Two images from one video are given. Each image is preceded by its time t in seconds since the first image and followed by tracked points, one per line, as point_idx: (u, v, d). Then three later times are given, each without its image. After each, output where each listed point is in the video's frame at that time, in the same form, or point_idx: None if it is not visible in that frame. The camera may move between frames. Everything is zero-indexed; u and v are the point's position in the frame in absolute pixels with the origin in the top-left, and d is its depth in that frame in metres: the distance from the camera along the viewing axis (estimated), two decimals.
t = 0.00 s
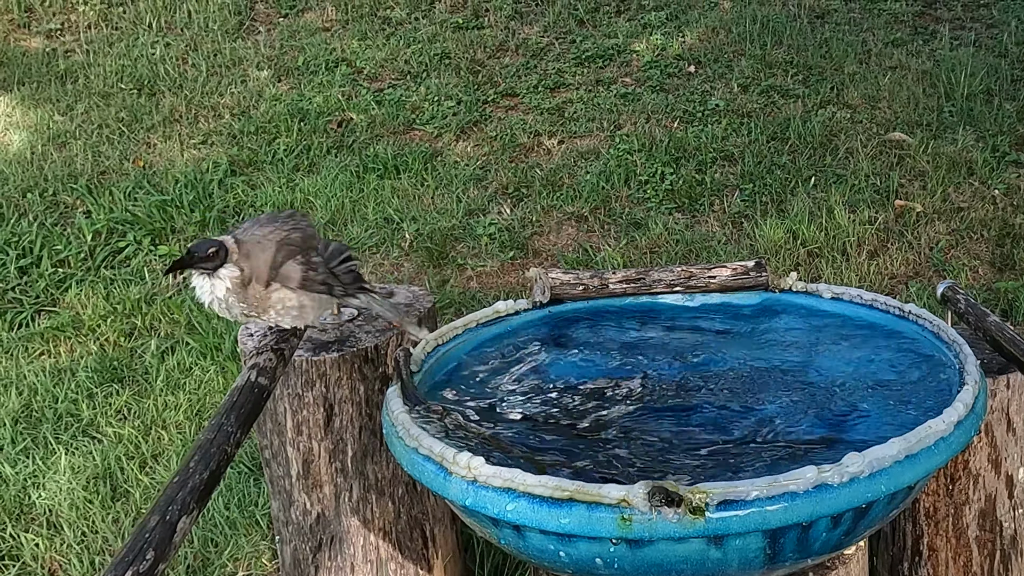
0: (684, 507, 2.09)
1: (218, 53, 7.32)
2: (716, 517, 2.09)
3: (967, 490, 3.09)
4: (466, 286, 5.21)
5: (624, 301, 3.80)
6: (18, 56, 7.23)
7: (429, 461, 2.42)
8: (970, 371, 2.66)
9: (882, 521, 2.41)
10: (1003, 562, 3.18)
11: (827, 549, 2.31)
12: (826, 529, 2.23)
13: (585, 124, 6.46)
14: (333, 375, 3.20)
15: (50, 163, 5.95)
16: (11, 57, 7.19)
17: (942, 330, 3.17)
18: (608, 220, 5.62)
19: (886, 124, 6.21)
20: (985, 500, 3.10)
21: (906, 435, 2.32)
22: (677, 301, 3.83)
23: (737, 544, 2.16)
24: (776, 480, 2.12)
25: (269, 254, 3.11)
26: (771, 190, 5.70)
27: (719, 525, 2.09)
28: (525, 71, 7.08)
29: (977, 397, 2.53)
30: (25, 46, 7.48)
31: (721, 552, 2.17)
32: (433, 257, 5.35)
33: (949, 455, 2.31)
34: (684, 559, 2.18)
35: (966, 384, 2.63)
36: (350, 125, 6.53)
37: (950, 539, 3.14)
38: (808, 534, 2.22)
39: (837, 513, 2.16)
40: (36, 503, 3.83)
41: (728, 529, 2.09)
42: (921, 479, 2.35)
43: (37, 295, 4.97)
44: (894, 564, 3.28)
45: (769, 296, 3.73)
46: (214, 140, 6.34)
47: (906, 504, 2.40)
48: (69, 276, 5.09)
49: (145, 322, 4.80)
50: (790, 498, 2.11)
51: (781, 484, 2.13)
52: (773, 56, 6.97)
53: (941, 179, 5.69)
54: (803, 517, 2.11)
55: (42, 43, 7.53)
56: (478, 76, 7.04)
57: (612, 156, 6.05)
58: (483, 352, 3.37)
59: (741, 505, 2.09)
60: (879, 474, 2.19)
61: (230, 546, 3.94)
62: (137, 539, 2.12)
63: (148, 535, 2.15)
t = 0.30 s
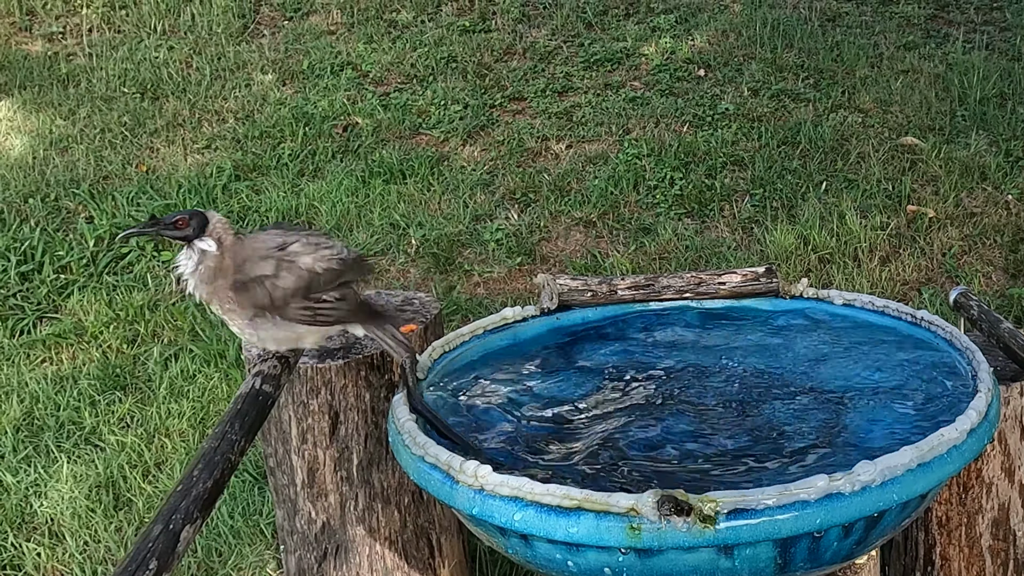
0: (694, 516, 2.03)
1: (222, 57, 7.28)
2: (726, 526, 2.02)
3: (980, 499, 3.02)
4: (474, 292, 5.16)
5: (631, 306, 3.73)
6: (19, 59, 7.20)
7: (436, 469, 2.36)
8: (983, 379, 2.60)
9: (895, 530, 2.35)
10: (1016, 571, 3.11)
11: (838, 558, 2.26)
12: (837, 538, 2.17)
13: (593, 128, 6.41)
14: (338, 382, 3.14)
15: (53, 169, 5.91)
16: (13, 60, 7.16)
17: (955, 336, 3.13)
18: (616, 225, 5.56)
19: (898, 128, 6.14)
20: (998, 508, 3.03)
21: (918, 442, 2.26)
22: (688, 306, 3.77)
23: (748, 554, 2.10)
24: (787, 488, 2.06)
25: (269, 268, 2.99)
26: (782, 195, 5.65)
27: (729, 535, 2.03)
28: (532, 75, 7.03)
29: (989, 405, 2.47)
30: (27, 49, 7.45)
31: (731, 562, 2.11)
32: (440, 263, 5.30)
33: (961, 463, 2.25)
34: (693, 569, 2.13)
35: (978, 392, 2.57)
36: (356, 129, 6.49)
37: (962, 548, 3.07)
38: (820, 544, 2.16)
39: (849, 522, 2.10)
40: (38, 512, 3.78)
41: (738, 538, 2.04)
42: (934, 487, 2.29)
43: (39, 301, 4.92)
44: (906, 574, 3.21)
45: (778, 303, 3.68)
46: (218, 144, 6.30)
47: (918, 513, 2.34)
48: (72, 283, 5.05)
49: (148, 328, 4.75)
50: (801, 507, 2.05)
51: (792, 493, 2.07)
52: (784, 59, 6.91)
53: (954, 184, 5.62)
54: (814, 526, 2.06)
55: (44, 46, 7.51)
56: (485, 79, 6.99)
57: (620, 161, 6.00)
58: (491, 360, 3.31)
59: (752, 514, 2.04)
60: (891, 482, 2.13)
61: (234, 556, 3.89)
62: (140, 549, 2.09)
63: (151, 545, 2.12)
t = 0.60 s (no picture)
0: (703, 525, 1.99)
1: (226, 60, 7.25)
2: (736, 535, 1.98)
3: (993, 507, 2.95)
4: (481, 299, 5.11)
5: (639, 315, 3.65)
6: (20, 62, 7.17)
7: (442, 478, 2.31)
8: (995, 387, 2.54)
9: (907, 539, 2.30)
10: None
11: (850, 568, 2.21)
12: (849, 547, 2.12)
13: (601, 133, 6.36)
14: (343, 390, 3.09)
15: (54, 174, 5.88)
16: (14, 64, 7.13)
17: (967, 343, 3.04)
18: (625, 231, 5.51)
19: (910, 132, 6.08)
20: (1012, 517, 2.97)
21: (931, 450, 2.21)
22: (696, 313, 3.66)
23: (758, 563, 2.05)
24: (798, 496, 2.01)
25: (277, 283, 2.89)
26: (792, 200, 5.58)
27: (740, 544, 1.99)
28: (540, 79, 6.99)
29: (1003, 412, 2.42)
30: (28, 53, 7.43)
31: (741, 572, 2.06)
32: (446, 268, 5.25)
33: (975, 471, 2.20)
34: None
35: (991, 400, 2.51)
36: (361, 133, 6.45)
37: (975, 557, 2.99)
38: (831, 553, 2.11)
39: (861, 532, 2.05)
40: (39, 521, 3.73)
41: (749, 548, 1.99)
42: (947, 496, 2.24)
43: (41, 308, 4.88)
44: None
45: (788, 309, 3.60)
46: (222, 149, 6.26)
47: (930, 521, 2.29)
48: (74, 289, 5.01)
49: (151, 335, 4.71)
50: (812, 516, 2.00)
51: (803, 501, 2.02)
52: (794, 63, 6.85)
53: (966, 189, 5.55)
54: (826, 535, 2.01)
55: (45, 50, 7.49)
56: (492, 83, 6.95)
57: (629, 166, 5.94)
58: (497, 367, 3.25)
59: (763, 523, 1.99)
60: (904, 491, 2.08)
61: (239, 565, 3.84)
62: (143, 560, 2.04)
63: (154, 553, 2.07)
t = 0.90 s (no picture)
0: (713, 534, 1.94)
1: (230, 64, 7.22)
2: (746, 544, 1.93)
3: (1007, 517, 2.86)
4: (488, 305, 5.06)
5: (648, 323, 3.56)
6: (22, 66, 7.15)
7: (448, 486, 2.26)
8: (1010, 395, 2.49)
9: (919, 547, 2.27)
10: None
11: None
12: (860, 556, 2.09)
13: (610, 137, 6.30)
14: (349, 398, 3.03)
15: (56, 179, 5.85)
16: (15, 67, 7.11)
17: (981, 350, 2.95)
18: (633, 236, 5.46)
19: (922, 137, 6.02)
20: None
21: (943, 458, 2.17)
22: (706, 320, 3.61)
23: (769, 573, 2.00)
24: (808, 505, 1.96)
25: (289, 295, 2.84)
26: (803, 206, 5.53)
27: (750, 553, 1.93)
28: (547, 82, 6.94)
29: (1017, 420, 2.37)
30: (30, 57, 7.42)
31: None
32: (453, 274, 5.20)
33: (988, 479, 2.15)
34: None
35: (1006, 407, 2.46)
36: (367, 137, 6.41)
37: (988, 567, 2.92)
38: (843, 562, 2.07)
39: (873, 541, 2.00)
40: (41, 530, 3.69)
41: (759, 557, 1.94)
42: (960, 504, 2.20)
43: (43, 314, 4.84)
44: None
45: (799, 317, 3.53)
46: (226, 153, 6.22)
47: (943, 529, 2.25)
48: (76, 295, 4.97)
49: (154, 342, 4.67)
50: (823, 525, 1.96)
51: (813, 510, 1.97)
52: (805, 67, 6.79)
53: (979, 195, 5.49)
54: (837, 544, 1.95)
55: (47, 53, 7.47)
56: (499, 87, 6.90)
57: (638, 171, 5.88)
58: (505, 376, 3.18)
59: (774, 532, 1.94)
60: (916, 499, 2.04)
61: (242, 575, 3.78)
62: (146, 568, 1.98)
63: (157, 563, 2.02)
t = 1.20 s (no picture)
0: (723, 543, 1.90)
1: (234, 68, 7.19)
2: (756, 554, 1.90)
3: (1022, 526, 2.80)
4: (495, 311, 5.01)
5: (655, 327, 3.54)
6: (24, 70, 7.13)
7: (455, 495, 2.23)
8: None
9: (930, 558, 2.23)
10: None
11: None
12: (871, 566, 2.05)
13: (618, 141, 6.26)
14: (355, 406, 2.97)
15: (58, 184, 5.81)
16: (17, 72, 7.09)
17: (993, 357, 2.95)
18: (642, 242, 5.40)
19: (934, 141, 5.96)
20: None
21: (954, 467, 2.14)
22: (716, 327, 3.54)
23: None
24: (819, 514, 1.94)
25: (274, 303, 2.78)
26: (814, 211, 5.47)
27: (760, 563, 1.91)
28: (555, 86, 6.90)
29: None
30: (31, 61, 7.40)
31: None
32: (459, 281, 5.15)
33: (1001, 488, 2.13)
34: None
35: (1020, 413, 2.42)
36: (373, 142, 6.37)
37: None
38: (854, 573, 2.03)
39: (884, 550, 1.97)
40: (43, 539, 3.64)
41: (769, 567, 1.91)
42: (972, 513, 2.17)
43: (44, 321, 4.80)
44: None
45: (810, 322, 3.48)
46: (230, 158, 6.19)
47: (954, 539, 2.22)
48: (78, 302, 4.93)
49: (157, 349, 4.63)
50: (834, 534, 1.93)
51: (823, 519, 1.95)
52: (815, 70, 6.74)
53: (992, 200, 5.42)
54: (849, 553, 1.93)
55: (49, 57, 7.46)
56: (506, 91, 6.86)
57: (647, 176, 5.83)
58: (513, 382, 3.13)
59: (784, 541, 1.91)
60: (927, 508, 2.02)
61: None
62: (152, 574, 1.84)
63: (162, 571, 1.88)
